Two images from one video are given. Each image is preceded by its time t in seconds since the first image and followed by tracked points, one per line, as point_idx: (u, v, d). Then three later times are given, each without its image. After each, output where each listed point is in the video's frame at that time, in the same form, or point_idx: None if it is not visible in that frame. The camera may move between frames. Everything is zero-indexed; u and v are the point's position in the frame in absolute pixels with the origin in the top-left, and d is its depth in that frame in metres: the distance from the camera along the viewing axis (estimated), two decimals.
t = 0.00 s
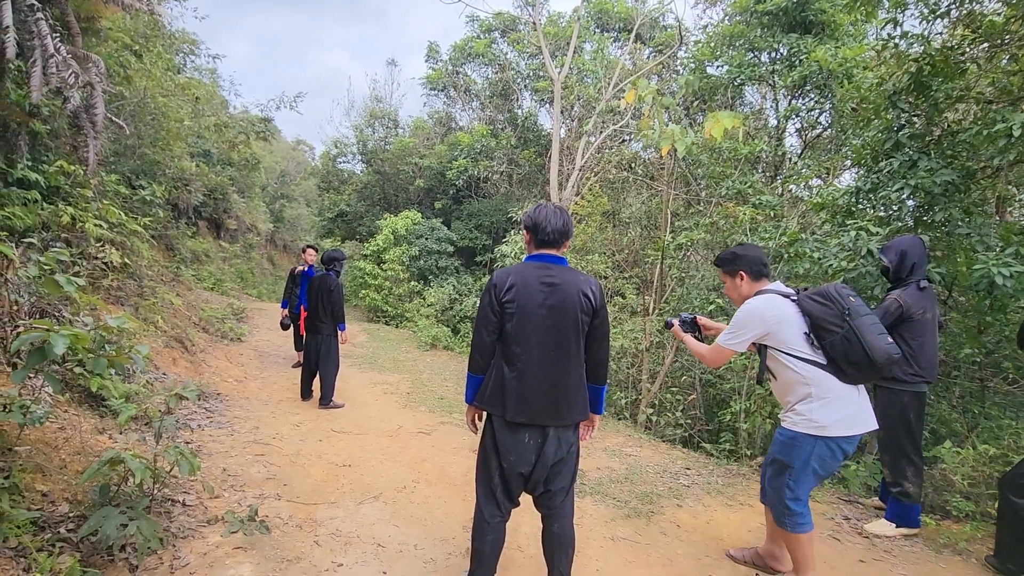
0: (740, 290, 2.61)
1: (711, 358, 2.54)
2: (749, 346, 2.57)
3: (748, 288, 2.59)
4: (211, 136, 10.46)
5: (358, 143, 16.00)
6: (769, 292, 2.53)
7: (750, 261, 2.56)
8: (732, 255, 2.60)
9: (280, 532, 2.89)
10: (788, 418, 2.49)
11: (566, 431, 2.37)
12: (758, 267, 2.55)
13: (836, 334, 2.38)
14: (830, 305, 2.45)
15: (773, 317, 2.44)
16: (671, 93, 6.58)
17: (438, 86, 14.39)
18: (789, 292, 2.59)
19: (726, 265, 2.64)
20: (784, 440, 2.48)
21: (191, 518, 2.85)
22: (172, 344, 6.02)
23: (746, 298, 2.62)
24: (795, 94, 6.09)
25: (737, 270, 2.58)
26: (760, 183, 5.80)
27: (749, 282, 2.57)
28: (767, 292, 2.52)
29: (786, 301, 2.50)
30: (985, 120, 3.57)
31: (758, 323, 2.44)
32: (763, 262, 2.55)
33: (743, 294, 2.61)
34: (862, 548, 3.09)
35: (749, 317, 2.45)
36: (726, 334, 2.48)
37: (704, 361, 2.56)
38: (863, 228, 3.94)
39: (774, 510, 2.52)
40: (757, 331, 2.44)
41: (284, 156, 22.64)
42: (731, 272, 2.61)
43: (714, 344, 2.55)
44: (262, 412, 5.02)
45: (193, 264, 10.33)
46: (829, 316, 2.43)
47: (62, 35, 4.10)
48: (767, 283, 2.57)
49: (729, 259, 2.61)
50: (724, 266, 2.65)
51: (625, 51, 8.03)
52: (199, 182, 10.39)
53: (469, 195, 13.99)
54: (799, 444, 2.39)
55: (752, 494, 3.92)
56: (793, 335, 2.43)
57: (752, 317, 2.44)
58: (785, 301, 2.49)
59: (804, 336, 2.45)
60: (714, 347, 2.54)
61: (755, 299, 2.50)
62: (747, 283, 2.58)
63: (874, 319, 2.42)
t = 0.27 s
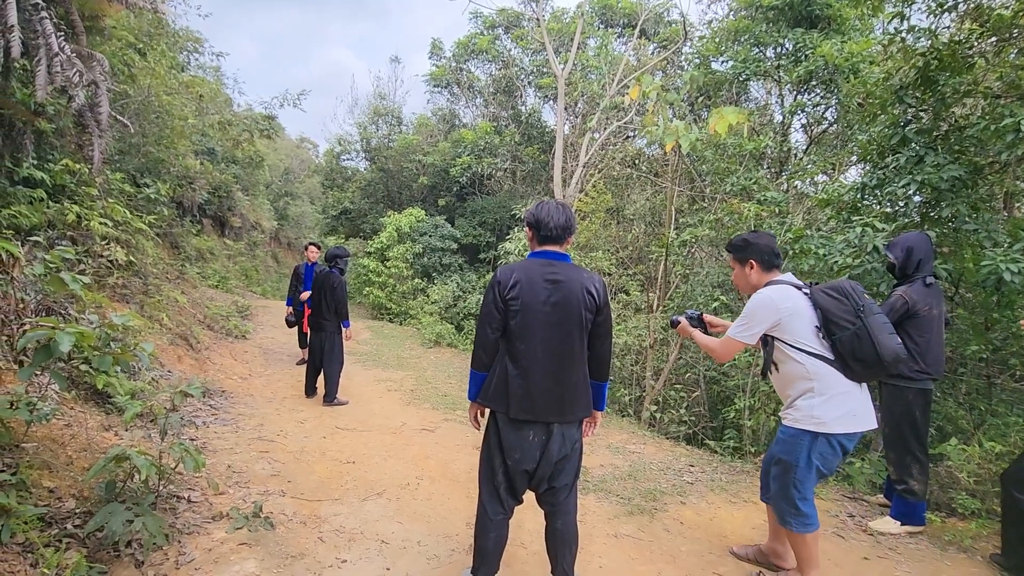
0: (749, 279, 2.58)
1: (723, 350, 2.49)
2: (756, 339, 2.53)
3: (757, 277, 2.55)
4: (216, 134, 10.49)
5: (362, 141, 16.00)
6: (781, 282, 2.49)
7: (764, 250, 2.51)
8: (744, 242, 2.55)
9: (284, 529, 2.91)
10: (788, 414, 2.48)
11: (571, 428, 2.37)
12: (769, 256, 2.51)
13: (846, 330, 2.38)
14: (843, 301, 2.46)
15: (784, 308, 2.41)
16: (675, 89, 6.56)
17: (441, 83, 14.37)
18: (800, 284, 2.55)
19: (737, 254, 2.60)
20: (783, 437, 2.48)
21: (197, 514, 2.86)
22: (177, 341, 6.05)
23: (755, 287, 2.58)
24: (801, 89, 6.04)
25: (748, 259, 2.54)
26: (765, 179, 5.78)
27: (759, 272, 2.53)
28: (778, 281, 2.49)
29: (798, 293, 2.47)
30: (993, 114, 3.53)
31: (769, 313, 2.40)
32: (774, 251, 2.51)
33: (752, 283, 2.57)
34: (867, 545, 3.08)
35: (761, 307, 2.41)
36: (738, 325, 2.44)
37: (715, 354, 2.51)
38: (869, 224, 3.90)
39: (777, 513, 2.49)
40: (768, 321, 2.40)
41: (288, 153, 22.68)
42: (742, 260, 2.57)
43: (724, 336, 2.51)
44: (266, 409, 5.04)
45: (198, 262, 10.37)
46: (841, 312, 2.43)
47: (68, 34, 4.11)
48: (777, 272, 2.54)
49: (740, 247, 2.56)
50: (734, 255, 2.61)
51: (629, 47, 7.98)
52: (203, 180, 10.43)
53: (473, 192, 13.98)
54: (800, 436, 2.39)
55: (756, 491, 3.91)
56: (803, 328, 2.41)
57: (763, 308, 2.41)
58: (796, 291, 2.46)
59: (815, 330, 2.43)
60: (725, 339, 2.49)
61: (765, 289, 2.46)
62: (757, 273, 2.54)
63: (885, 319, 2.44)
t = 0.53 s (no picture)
0: (771, 269, 2.54)
1: (746, 344, 2.43)
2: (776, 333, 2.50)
3: (779, 267, 2.52)
4: (219, 131, 10.50)
5: (365, 138, 15.99)
6: (803, 274, 2.47)
7: (787, 239, 2.48)
8: (767, 231, 2.51)
9: (288, 525, 2.92)
10: (795, 410, 2.47)
11: (574, 425, 2.36)
12: (793, 247, 2.47)
13: (869, 329, 2.39)
14: (870, 299, 2.47)
15: (807, 302, 2.39)
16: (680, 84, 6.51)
17: (444, 79, 14.33)
18: (821, 277, 2.53)
19: (759, 244, 2.55)
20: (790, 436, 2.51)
21: (201, 510, 2.87)
22: (181, 338, 6.07)
23: (776, 278, 2.55)
24: (806, 84, 5.99)
25: (772, 249, 2.50)
26: (770, 175, 5.74)
27: (782, 262, 2.50)
28: (801, 273, 2.46)
29: (821, 285, 2.45)
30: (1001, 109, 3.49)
31: (794, 307, 2.38)
32: (799, 242, 2.47)
33: (774, 274, 2.53)
34: (872, 542, 3.07)
35: (786, 300, 2.37)
36: (763, 318, 2.39)
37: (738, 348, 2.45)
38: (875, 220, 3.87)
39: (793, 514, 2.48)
40: (793, 315, 2.37)
41: (291, 150, 22.68)
42: (765, 250, 2.53)
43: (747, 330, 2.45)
44: (270, 406, 5.05)
45: (202, 259, 10.40)
46: (866, 310, 2.43)
47: (71, 32, 4.10)
48: (799, 264, 2.51)
49: (763, 237, 2.52)
50: (756, 244, 2.56)
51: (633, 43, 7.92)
52: (207, 177, 10.44)
53: (476, 189, 13.96)
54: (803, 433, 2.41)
55: (761, 488, 3.90)
56: (825, 323, 2.40)
57: (787, 301, 2.38)
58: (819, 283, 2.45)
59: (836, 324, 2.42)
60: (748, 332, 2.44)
61: (789, 280, 2.43)
62: (780, 263, 2.51)
63: (905, 321, 2.48)
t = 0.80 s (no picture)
0: (787, 264, 2.49)
1: (776, 347, 2.32)
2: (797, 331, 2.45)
3: (795, 262, 2.47)
4: (221, 129, 10.51)
5: (367, 136, 15.99)
6: (822, 268, 2.45)
7: (802, 233, 2.44)
8: (783, 225, 2.45)
9: (291, 522, 2.92)
10: (813, 411, 2.44)
11: (577, 422, 2.36)
12: (809, 241, 2.44)
13: (892, 329, 2.43)
14: (893, 299, 2.52)
15: (829, 297, 2.37)
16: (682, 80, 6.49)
17: (446, 76, 14.31)
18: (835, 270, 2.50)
19: (774, 239, 2.49)
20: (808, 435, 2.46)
21: (204, 508, 2.88)
22: (184, 336, 6.08)
23: (790, 273, 2.51)
24: (809, 80, 5.96)
25: (788, 243, 2.45)
26: (773, 171, 5.72)
27: (800, 257, 2.45)
28: (819, 268, 2.43)
29: (837, 278, 2.44)
30: (1006, 104, 3.47)
31: (817, 303, 2.35)
32: (814, 236, 2.44)
33: (790, 269, 2.49)
34: (877, 540, 3.05)
35: (809, 297, 2.33)
36: (789, 317, 2.32)
37: (767, 352, 2.34)
38: (879, 216, 3.85)
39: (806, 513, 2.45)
40: (818, 309, 2.34)
41: (293, 149, 22.70)
42: (780, 245, 2.47)
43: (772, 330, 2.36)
44: (273, 404, 5.06)
45: (205, 257, 10.42)
46: (888, 310, 2.47)
47: (73, 30, 4.10)
48: (815, 258, 2.48)
49: (779, 232, 2.46)
50: (771, 239, 2.50)
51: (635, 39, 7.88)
52: (209, 175, 10.46)
53: (478, 186, 13.95)
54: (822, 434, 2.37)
55: (764, 486, 3.89)
56: (845, 318, 2.39)
57: (810, 297, 2.34)
58: (836, 277, 2.43)
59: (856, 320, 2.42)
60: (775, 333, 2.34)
61: (809, 276, 2.39)
62: (797, 259, 2.46)
63: (925, 320, 2.55)
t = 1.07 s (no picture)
0: (819, 260, 2.41)
1: (836, 346, 2.19)
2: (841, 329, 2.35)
3: (828, 258, 2.40)
4: (222, 128, 10.51)
5: (368, 134, 15.98)
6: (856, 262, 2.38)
7: (834, 228, 2.39)
8: (816, 219, 2.39)
9: (294, 520, 2.93)
10: (834, 412, 2.37)
11: (578, 420, 2.36)
12: (840, 235, 2.39)
13: (929, 330, 2.54)
14: (929, 299, 2.61)
15: (870, 290, 2.30)
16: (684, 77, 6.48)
17: (447, 74, 14.29)
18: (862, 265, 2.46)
19: (803, 234, 2.42)
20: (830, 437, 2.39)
21: (208, 505, 2.89)
22: (187, 335, 6.09)
23: (822, 269, 2.43)
24: (812, 76, 5.93)
25: (822, 238, 2.38)
26: (775, 168, 5.70)
27: (833, 252, 2.39)
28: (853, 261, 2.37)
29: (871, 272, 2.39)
30: (1010, 100, 3.45)
31: (863, 296, 2.26)
32: (845, 230, 2.40)
33: (823, 265, 2.41)
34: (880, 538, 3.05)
35: (855, 290, 2.24)
36: (841, 313, 2.20)
37: (828, 354, 2.20)
38: (881, 213, 3.83)
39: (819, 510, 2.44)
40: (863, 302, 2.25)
41: (294, 147, 22.70)
42: (812, 241, 2.40)
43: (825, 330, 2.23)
44: (275, 402, 5.07)
45: (207, 256, 10.43)
46: (927, 311, 2.57)
47: (75, 29, 4.10)
48: (845, 252, 2.42)
49: (811, 226, 2.39)
50: (801, 234, 2.43)
51: (636, 36, 7.86)
52: (211, 174, 10.46)
53: (480, 184, 13.94)
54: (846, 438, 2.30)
55: (767, 483, 3.89)
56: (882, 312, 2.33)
57: (856, 290, 2.24)
58: (869, 270, 2.38)
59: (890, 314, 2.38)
60: (829, 332, 2.21)
61: (846, 268, 2.32)
62: (830, 254, 2.39)
63: (956, 321, 2.66)
